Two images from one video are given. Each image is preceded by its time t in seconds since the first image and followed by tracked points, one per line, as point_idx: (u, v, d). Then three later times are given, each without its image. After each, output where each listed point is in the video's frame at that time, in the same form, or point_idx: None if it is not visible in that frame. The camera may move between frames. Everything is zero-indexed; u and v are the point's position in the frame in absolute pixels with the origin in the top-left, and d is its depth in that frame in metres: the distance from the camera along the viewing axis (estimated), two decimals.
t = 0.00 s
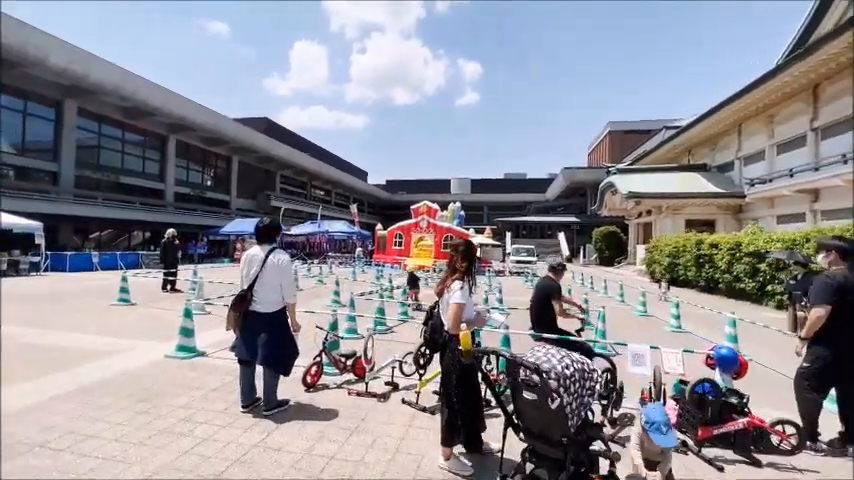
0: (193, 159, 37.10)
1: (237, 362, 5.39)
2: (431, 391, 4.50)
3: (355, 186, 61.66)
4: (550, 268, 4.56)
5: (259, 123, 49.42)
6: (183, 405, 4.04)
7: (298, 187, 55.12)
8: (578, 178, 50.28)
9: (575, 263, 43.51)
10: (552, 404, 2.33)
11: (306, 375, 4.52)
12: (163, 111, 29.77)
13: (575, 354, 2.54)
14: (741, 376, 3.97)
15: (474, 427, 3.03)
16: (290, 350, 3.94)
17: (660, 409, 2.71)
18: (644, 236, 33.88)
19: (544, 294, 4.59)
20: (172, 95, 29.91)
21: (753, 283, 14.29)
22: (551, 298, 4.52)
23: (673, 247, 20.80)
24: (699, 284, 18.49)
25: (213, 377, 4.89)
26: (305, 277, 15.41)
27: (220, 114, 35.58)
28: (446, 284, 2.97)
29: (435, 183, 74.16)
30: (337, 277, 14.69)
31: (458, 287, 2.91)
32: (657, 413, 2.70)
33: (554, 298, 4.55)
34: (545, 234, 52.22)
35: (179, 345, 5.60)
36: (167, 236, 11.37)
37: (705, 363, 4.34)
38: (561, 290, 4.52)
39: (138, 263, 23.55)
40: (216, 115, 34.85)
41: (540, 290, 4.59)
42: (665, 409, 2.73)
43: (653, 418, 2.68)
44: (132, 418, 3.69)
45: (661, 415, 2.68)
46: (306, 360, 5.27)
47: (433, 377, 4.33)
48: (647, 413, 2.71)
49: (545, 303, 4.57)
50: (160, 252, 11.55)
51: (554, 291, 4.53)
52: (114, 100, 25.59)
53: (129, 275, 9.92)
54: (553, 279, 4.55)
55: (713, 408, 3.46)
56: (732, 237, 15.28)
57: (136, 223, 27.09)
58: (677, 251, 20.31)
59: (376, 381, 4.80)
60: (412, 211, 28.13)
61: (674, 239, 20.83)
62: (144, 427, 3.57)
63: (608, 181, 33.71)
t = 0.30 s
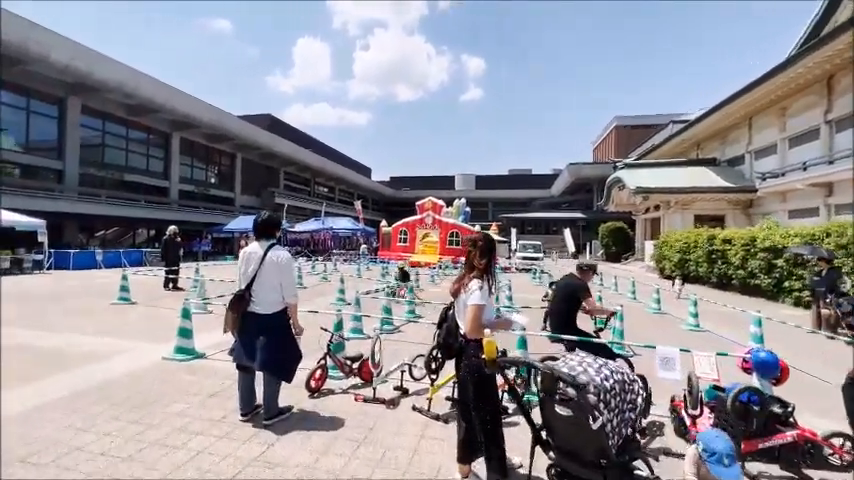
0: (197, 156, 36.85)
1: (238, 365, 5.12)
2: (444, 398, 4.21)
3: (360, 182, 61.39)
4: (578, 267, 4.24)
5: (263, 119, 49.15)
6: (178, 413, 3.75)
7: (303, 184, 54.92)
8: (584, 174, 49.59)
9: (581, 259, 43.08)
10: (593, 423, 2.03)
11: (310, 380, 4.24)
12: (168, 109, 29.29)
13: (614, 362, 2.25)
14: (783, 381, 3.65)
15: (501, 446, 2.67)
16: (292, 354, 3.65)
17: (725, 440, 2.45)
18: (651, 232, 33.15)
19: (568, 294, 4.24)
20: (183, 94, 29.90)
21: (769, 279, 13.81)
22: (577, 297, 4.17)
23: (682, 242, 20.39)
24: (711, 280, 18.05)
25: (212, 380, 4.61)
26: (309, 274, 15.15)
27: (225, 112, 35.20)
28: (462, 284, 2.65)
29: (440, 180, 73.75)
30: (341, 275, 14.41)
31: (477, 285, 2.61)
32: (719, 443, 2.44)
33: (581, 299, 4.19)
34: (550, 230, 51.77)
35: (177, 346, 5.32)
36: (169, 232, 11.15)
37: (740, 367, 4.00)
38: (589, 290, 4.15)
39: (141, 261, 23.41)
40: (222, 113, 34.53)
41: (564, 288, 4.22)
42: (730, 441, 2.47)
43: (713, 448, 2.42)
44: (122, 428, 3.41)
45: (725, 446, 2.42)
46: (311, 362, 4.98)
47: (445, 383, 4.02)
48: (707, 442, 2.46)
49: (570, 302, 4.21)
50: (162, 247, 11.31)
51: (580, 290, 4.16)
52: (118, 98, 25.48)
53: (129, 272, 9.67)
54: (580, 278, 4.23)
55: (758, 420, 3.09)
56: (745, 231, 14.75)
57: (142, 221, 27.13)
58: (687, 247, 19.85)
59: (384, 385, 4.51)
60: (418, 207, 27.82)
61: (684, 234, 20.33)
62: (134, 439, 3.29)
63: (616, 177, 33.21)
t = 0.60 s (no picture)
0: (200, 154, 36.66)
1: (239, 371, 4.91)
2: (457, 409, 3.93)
3: (363, 180, 61.12)
4: (607, 267, 4.05)
5: (266, 117, 48.90)
6: (173, 425, 3.53)
7: (306, 182, 54.75)
8: (588, 170, 49.03)
9: (587, 256, 42.70)
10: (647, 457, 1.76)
11: (313, 389, 3.97)
12: (170, 107, 28.99)
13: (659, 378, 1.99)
14: (826, 391, 3.35)
15: (533, 472, 2.37)
16: (293, 363, 3.38)
17: (800, 464, 2.17)
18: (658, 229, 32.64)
19: (595, 294, 4.02)
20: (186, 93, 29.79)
21: (784, 277, 13.41)
22: (604, 297, 3.95)
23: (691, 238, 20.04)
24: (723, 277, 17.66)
25: (211, 387, 4.40)
26: (312, 273, 14.90)
27: (227, 109, 34.89)
28: (481, 290, 2.34)
29: (444, 177, 73.30)
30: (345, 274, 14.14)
31: (501, 290, 2.30)
32: (794, 468, 2.16)
33: (609, 299, 3.99)
34: (555, 227, 51.35)
35: (175, 351, 5.08)
36: (170, 232, 10.92)
37: (779, 376, 3.70)
38: (617, 290, 3.96)
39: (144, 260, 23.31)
40: (224, 111, 34.24)
41: (591, 287, 4.03)
42: (807, 465, 2.19)
43: (787, 473, 2.14)
44: (112, 445, 3.19)
45: (801, 470, 2.14)
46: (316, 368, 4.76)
47: (459, 393, 3.75)
48: (778, 466, 2.18)
49: (598, 303, 3.99)
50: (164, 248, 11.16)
51: (609, 289, 3.97)
52: (120, 96, 25.25)
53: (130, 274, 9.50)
54: (609, 278, 4.03)
55: (809, 438, 2.75)
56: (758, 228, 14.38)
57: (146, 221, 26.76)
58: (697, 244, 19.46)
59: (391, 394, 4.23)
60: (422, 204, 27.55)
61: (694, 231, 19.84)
62: (124, 456, 3.06)
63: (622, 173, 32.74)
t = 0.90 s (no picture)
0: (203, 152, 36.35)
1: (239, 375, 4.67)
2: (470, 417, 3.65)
3: (367, 177, 60.68)
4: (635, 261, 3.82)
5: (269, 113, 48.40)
6: (164, 437, 3.29)
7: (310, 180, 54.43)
8: (594, 166, 48.35)
9: (592, 253, 42.25)
10: None
11: (315, 396, 3.71)
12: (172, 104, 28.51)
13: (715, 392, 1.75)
14: None
15: None
16: (293, 370, 3.13)
17: None
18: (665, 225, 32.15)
19: (624, 288, 3.76)
20: (189, 91, 29.49)
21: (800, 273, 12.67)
22: (637, 288, 3.64)
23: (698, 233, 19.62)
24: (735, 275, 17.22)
25: (207, 393, 4.16)
26: (315, 271, 14.65)
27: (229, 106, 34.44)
28: (504, 291, 2.07)
29: (448, 174, 72.74)
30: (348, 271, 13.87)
31: (528, 294, 2.03)
32: None
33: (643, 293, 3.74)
34: (560, 224, 50.82)
35: (170, 354, 4.83)
36: (170, 230, 10.71)
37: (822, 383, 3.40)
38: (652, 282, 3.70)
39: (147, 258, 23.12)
40: (227, 108, 33.81)
41: (621, 282, 3.77)
42: None
43: None
44: (97, 460, 2.95)
45: None
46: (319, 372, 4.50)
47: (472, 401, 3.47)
48: None
49: (632, 297, 3.72)
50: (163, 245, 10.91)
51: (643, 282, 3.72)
52: (123, 93, 24.81)
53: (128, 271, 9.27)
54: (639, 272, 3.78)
55: None
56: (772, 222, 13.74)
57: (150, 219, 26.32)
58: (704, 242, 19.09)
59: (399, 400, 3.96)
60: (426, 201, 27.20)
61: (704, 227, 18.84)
62: (109, 473, 2.81)
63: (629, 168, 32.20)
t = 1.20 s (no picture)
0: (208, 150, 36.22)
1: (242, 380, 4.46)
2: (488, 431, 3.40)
3: (372, 175, 60.44)
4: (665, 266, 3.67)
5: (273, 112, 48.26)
6: (162, 452, 3.07)
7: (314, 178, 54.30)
8: (600, 163, 47.73)
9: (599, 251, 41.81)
10: None
11: (321, 408, 3.45)
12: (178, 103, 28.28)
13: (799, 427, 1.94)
14: None
15: None
16: (298, 381, 2.88)
17: None
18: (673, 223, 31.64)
19: (659, 296, 3.60)
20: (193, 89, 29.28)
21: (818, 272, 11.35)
22: (681, 295, 3.46)
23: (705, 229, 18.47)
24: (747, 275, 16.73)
25: (208, 401, 3.95)
26: (321, 271, 14.46)
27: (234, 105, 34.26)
28: (541, 303, 1.84)
29: (453, 172, 72.39)
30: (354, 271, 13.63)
31: (569, 307, 1.79)
32: None
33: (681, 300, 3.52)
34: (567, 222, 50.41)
35: (169, 360, 4.61)
36: (173, 229, 10.53)
37: None
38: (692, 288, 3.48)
39: (152, 257, 23.02)
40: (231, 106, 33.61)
41: (657, 290, 3.60)
42: None
43: None
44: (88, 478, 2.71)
45: None
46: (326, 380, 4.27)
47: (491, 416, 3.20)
48: None
49: (671, 304, 3.54)
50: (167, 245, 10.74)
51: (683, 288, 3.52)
52: (128, 91, 24.59)
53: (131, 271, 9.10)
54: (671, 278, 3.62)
55: None
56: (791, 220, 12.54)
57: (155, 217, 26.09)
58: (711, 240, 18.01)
59: (412, 412, 3.69)
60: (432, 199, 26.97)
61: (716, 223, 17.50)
62: None
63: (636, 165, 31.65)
